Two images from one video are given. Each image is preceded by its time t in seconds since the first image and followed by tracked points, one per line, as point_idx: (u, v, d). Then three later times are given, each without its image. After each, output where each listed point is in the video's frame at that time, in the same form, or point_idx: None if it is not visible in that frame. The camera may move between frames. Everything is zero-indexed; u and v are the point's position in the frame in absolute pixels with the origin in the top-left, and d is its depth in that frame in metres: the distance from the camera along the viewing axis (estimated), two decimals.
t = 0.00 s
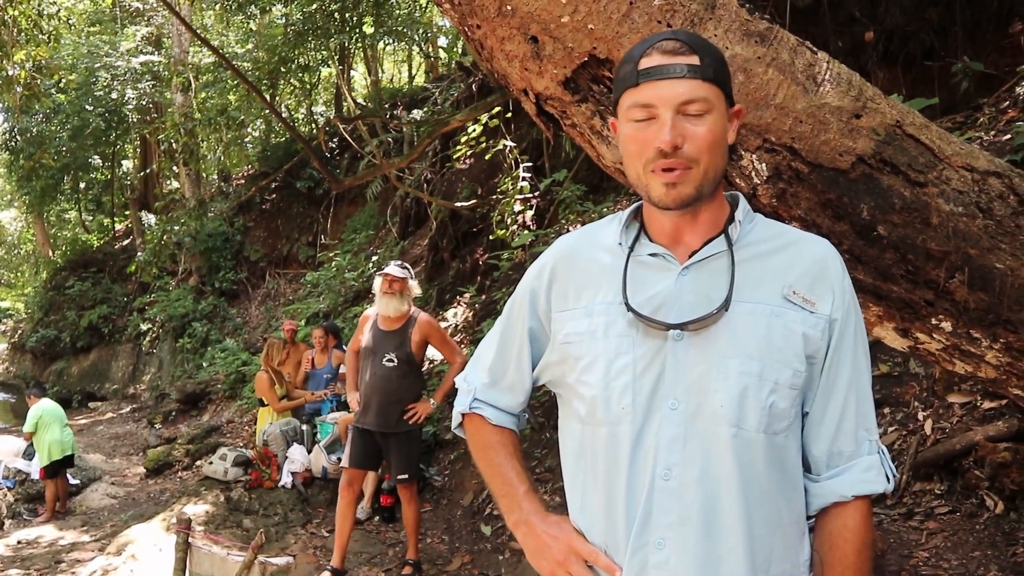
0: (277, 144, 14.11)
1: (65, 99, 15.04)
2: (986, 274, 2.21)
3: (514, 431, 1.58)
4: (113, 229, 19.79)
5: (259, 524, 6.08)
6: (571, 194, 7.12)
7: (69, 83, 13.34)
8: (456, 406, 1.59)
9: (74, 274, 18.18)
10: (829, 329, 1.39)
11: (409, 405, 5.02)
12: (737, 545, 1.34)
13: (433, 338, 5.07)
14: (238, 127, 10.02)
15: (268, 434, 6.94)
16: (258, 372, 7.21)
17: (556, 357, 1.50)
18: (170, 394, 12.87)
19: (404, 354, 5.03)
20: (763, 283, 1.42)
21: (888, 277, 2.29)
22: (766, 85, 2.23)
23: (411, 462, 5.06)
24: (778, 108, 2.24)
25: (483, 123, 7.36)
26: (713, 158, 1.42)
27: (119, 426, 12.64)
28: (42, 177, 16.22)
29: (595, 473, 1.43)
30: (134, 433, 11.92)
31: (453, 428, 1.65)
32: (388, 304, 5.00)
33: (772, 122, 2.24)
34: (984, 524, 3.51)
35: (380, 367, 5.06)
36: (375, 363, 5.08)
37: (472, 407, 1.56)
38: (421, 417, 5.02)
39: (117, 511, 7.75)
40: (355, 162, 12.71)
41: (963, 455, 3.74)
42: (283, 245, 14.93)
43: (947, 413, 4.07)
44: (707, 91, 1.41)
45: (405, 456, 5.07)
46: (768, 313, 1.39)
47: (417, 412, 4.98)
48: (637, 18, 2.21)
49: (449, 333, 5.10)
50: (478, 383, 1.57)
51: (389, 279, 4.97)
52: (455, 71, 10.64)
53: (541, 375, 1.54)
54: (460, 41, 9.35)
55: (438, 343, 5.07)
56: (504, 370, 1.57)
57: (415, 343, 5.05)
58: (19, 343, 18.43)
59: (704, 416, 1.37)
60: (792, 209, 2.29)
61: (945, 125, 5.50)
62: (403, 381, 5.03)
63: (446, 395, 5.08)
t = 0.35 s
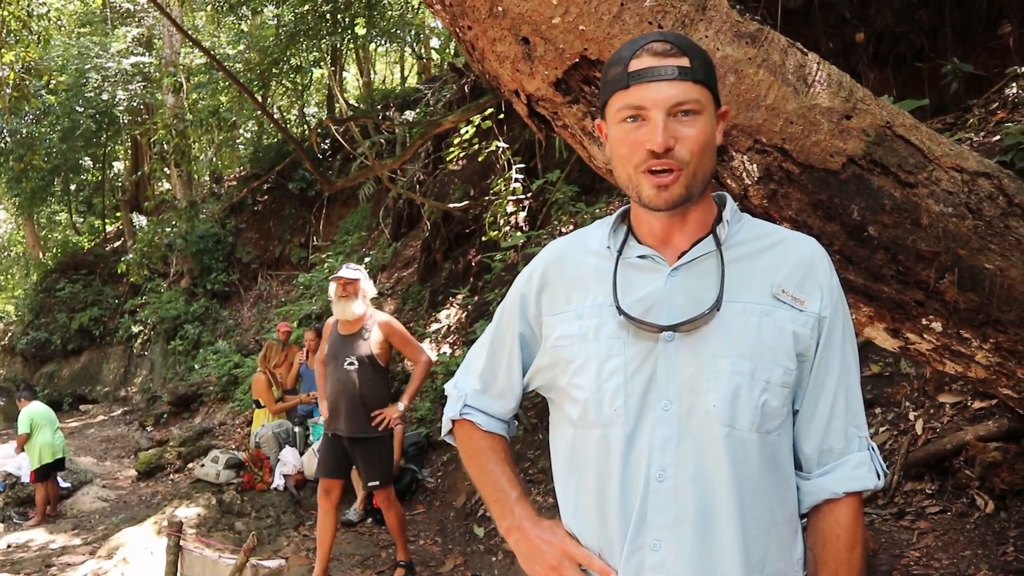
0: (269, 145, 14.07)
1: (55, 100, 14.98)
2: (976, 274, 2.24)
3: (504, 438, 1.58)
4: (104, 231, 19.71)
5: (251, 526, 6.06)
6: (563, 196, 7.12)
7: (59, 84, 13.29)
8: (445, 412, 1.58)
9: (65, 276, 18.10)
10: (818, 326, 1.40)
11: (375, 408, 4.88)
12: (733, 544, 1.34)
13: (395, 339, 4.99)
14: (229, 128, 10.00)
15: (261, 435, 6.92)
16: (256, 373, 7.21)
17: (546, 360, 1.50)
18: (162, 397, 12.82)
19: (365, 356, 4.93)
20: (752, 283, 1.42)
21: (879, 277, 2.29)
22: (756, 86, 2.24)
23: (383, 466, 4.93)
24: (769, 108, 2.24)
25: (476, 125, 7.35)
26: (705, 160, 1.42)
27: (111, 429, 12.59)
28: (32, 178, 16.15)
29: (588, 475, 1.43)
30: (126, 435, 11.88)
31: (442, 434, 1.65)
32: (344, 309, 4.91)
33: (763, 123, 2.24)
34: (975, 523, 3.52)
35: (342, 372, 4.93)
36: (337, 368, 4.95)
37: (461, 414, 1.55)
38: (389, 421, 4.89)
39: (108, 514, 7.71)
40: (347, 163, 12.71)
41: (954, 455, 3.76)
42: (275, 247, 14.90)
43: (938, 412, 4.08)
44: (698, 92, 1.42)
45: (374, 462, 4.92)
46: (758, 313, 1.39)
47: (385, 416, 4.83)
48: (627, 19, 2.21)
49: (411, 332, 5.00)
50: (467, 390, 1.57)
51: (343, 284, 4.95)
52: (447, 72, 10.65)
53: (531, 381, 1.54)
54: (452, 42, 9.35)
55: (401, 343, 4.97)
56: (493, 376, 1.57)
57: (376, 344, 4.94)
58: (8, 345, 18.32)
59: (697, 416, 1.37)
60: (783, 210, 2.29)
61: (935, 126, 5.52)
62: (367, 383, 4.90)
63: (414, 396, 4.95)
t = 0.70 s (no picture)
0: (264, 146, 14.05)
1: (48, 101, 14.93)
2: (969, 275, 2.25)
3: (494, 445, 1.58)
4: (97, 233, 19.66)
5: (246, 528, 6.05)
6: (558, 197, 7.12)
7: (51, 85, 13.25)
8: (434, 421, 1.57)
9: (58, 277, 18.05)
10: (813, 323, 1.41)
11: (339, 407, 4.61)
12: (738, 543, 1.34)
13: (352, 336, 4.64)
14: (223, 129, 9.98)
15: (254, 437, 6.81)
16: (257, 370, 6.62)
17: (541, 366, 1.50)
18: (156, 398, 12.79)
19: (322, 356, 4.62)
20: (747, 282, 1.43)
21: (873, 278, 2.30)
22: (750, 87, 2.24)
23: (351, 467, 4.65)
24: (762, 110, 2.25)
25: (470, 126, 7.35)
26: (697, 159, 1.43)
27: (105, 431, 12.56)
28: (25, 180, 16.09)
29: (589, 479, 1.43)
30: (119, 437, 11.85)
31: (431, 445, 1.64)
32: (297, 310, 4.62)
33: (757, 124, 2.25)
34: (969, 522, 3.53)
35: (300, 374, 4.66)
36: (295, 371, 4.68)
37: (452, 423, 1.55)
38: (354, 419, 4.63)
39: (102, 517, 7.68)
40: (341, 165, 12.71)
41: (948, 454, 3.78)
42: (269, 248, 14.87)
43: (931, 412, 4.10)
44: (687, 91, 1.43)
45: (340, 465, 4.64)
46: (754, 311, 1.40)
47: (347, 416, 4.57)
48: (621, 21, 2.22)
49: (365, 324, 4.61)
50: (457, 398, 1.57)
51: (293, 284, 4.61)
52: (441, 73, 10.65)
53: (524, 387, 1.54)
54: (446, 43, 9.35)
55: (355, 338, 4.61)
56: (484, 384, 1.57)
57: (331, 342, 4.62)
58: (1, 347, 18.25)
59: (699, 416, 1.38)
60: (776, 211, 2.30)
61: (928, 127, 5.54)
62: (325, 384, 4.61)
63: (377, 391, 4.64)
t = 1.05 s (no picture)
0: (260, 147, 14.04)
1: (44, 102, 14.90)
2: (963, 275, 2.26)
3: (489, 447, 1.58)
4: (93, 234, 19.63)
5: (242, 529, 6.04)
6: (554, 198, 7.13)
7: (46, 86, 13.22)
8: (429, 425, 1.57)
9: (53, 278, 18.02)
10: (807, 320, 1.42)
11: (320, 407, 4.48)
12: (738, 542, 1.35)
13: (333, 337, 4.52)
14: (219, 130, 9.96)
15: (251, 439, 6.90)
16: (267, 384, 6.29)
17: (537, 368, 1.50)
18: (152, 400, 12.77)
19: (302, 358, 4.49)
20: (741, 281, 1.43)
21: (868, 278, 2.31)
22: (746, 88, 2.25)
23: (331, 472, 4.49)
24: (758, 110, 2.25)
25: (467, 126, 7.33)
26: (692, 158, 1.44)
27: (100, 432, 12.53)
28: (20, 181, 16.04)
29: (587, 479, 1.43)
30: (115, 439, 11.83)
31: (426, 449, 1.64)
32: (276, 313, 4.52)
33: (753, 124, 2.25)
34: (964, 522, 3.54)
35: (280, 376, 4.52)
36: (275, 373, 4.55)
37: (447, 426, 1.55)
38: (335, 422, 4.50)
39: (98, 518, 7.67)
40: (338, 166, 12.72)
41: (943, 454, 3.79)
42: (265, 249, 14.86)
43: (927, 412, 4.11)
44: (682, 91, 1.43)
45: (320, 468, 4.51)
46: (750, 310, 1.40)
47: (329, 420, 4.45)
48: (618, 22, 2.22)
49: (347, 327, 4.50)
50: (452, 402, 1.57)
51: (272, 287, 4.55)
52: (438, 74, 10.65)
53: (520, 389, 1.55)
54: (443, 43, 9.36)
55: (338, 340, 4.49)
56: (479, 387, 1.57)
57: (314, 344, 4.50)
58: None
59: (698, 415, 1.38)
60: (773, 211, 2.31)
61: (923, 128, 5.56)
62: (306, 387, 4.47)
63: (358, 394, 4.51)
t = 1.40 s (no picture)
0: (258, 147, 14.03)
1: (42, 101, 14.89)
2: (959, 274, 2.27)
3: (488, 447, 1.59)
4: (91, 234, 19.63)
5: (241, 529, 6.05)
6: (551, 197, 7.13)
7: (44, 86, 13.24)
8: (429, 425, 1.59)
9: (51, 278, 18.02)
10: (799, 321, 1.42)
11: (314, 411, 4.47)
12: (728, 543, 1.36)
13: (331, 343, 4.54)
14: (217, 130, 9.97)
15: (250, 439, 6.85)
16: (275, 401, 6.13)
17: (533, 370, 1.51)
18: (150, 399, 12.77)
19: (300, 362, 4.47)
20: (732, 283, 1.44)
21: (864, 278, 2.33)
22: (742, 90, 2.25)
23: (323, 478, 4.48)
24: (754, 111, 2.26)
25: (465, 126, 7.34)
26: (683, 160, 1.44)
27: (99, 432, 12.52)
28: (18, 181, 16.03)
29: (580, 480, 1.45)
30: (113, 439, 11.82)
31: (427, 449, 1.65)
32: (276, 315, 4.49)
33: (749, 125, 2.26)
34: (961, 520, 3.55)
35: (276, 380, 4.50)
36: (271, 377, 4.52)
37: (446, 426, 1.57)
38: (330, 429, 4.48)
39: (97, 518, 7.67)
40: (336, 165, 12.73)
41: (940, 452, 3.81)
42: (263, 249, 14.86)
43: (924, 411, 4.12)
44: (673, 94, 1.45)
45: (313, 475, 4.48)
46: (740, 313, 1.41)
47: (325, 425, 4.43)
48: (614, 23, 2.23)
49: (347, 333, 4.53)
50: (451, 402, 1.58)
51: (272, 289, 4.53)
52: (436, 73, 10.66)
53: (516, 391, 1.56)
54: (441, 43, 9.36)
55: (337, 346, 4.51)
56: (476, 388, 1.58)
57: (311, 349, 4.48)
58: None
59: (688, 418, 1.39)
60: (769, 212, 2.33)
61: (920, 127, 5.57)
62: (302, 391, 4.47)
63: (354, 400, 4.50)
